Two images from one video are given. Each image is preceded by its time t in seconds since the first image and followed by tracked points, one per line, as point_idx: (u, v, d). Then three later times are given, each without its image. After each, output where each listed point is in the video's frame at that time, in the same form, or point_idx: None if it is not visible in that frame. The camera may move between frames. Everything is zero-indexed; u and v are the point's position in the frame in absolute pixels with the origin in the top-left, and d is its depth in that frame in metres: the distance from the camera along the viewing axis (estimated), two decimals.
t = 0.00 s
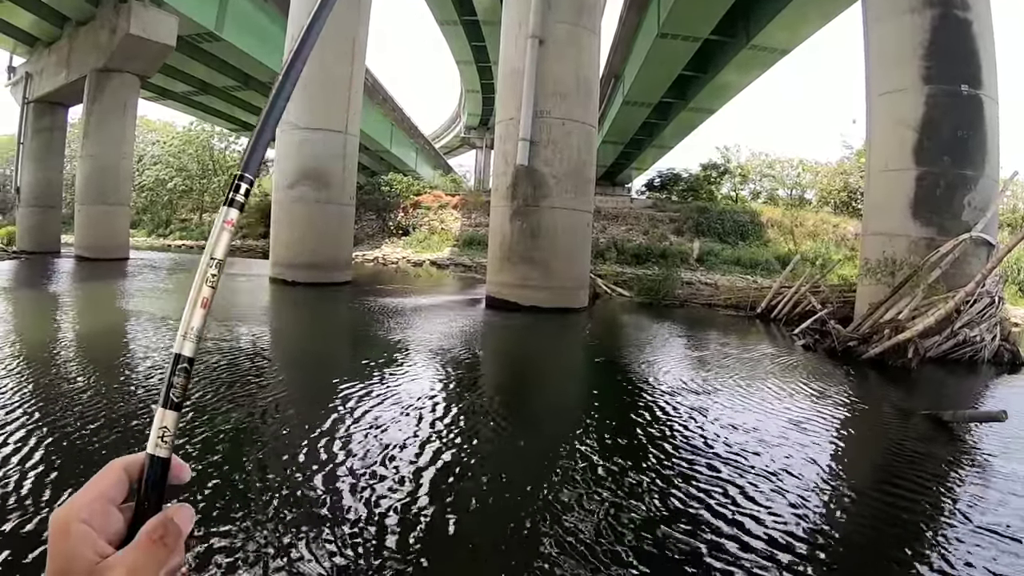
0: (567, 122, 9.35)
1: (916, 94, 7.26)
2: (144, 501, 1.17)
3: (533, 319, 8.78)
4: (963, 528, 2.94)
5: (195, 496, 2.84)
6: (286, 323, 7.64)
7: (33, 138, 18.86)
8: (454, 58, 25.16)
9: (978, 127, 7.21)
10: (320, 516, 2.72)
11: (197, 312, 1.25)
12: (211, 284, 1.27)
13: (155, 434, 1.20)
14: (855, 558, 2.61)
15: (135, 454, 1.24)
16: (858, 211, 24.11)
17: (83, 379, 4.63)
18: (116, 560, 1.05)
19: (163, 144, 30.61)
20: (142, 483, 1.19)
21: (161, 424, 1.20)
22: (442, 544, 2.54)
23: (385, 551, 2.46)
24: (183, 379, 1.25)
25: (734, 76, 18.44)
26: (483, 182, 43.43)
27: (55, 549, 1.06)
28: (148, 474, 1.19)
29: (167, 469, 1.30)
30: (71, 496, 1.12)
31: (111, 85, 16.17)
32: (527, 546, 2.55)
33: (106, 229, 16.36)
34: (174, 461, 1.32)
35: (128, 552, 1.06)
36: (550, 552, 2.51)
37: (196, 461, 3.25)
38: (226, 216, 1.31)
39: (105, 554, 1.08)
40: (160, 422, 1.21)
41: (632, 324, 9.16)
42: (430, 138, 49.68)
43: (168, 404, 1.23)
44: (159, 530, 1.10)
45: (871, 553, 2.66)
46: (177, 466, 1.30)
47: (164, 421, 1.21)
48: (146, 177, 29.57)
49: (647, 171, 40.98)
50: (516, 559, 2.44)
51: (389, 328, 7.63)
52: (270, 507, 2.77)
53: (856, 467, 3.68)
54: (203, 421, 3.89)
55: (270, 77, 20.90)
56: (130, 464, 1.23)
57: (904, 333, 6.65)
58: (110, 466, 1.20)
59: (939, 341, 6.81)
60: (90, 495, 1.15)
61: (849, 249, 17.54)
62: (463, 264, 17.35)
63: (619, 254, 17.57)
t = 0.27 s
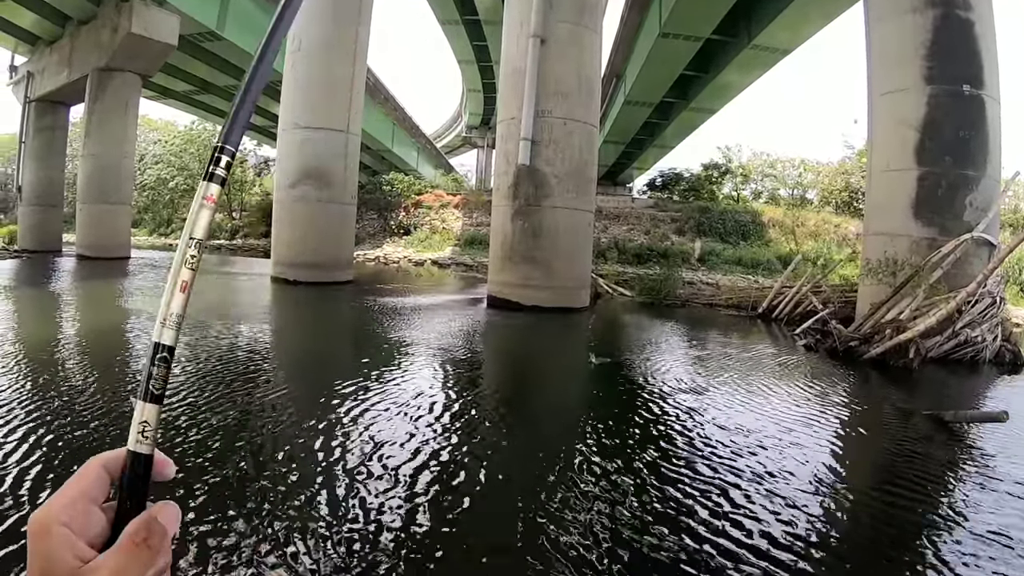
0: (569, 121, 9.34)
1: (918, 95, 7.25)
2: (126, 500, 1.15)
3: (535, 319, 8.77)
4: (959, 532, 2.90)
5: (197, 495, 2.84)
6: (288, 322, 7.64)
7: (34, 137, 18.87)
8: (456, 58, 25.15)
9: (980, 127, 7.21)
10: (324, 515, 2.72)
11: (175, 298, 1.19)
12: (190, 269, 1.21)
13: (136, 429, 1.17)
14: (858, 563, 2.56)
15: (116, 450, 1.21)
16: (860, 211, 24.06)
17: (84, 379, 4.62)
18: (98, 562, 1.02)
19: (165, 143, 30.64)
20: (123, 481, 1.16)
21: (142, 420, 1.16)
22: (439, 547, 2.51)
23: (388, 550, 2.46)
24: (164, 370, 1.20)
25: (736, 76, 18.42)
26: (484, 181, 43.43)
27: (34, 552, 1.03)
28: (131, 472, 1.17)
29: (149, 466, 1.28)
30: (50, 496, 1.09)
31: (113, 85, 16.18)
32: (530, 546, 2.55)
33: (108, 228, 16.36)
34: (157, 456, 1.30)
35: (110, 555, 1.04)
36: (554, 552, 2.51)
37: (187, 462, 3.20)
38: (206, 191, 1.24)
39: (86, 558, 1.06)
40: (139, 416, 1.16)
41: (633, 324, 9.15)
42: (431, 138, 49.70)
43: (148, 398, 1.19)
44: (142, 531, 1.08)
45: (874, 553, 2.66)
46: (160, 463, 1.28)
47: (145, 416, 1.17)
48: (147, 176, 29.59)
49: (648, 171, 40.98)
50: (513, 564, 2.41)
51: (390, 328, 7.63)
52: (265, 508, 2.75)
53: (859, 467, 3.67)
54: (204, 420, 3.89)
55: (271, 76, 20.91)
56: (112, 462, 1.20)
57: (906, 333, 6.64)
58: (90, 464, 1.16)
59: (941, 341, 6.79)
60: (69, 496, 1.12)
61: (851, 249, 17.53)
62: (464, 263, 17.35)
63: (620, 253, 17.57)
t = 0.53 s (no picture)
0: (572, 121, 9.34)
1: (922, 96, 7.24)
2: (119, 504, 1.14)
3: (538, 319, 8.78)
4: (957, 537, 2.86)
5: (200, 493, 2.86)
6: (291, 321, 7.66)
7: (38, 136, 18.93)
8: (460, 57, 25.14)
9: (984, 129, 7.18)
10: (326, 513, 2.74)
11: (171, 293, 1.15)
12: (186, 262, 1.17)
13: (130, 431, 1.14)
14: (855, 569, 2.53)
15: (109, 454, 1.20)
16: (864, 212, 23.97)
17: (88, 377, 4.64)
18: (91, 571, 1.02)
19: (168, 142, 30.70)
20: (117, 485, 1.14)
21: (132, 425, 1.12)
22: (431, 549, 2.49)
23: (390, 548, 2.48)
24: (158, 368, 1.16)
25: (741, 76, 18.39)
26: (488, 181, 43.42)
27: (29, 556, 1.03)
28: (124, 477, 1.15)
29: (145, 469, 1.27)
30: (42, 502, 1.09)
31: (117, 84, 16.23)
32: (532, 544, 2.56)
33: (111, 226, 16.40)
34: (155, 459, 1.29)
35: (104, 562, 1.04)
36: (556, 550, 2.52)
37: (186, 462, 3.21)
38: (201, 179, 1.21)
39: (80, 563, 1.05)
40: (134, 418, 1.13)
41: (636, 324, 9.15)
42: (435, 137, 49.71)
43: (141, 396, 1.15)
44: (136, 537, 1.07)
45: (875, 553, 2.67)
46: (155, 468, 1.26)
47: (136, 419, 1.13)
48: (151, 175, 29.67)
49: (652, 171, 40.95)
50: (505, 566, 2.39)
51: (392, 327, 7.63)
52: (265, 507, 2.76)
53: (861, 467, 3.68)
54: (208, 419, 3.90)
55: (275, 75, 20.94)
56: (106, 464, 1.19)
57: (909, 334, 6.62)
58: (84, 466, 1.15)
59: (944, 342, 6.77)
60: (64, 501, 1.13)
61: (855, 250, 17.48)
62: (467, 263, 17.35)
63: (623, 253, 17.55)
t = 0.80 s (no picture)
0: (577, 121, 9.34)
1: (927, 97, 7.21)
2: (127, 517, 1.13)
3: (541, 319, 8.77)
4: (962, 540, 2.84)
5: (203, 492, 2.85)
6: (294, 320, 7.66)
7: (42, 134, 18.98)
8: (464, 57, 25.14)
9: (989, 130, 7.16)
10: (329, 512, 2.73)
11: (182, 308, 1.15)
12: (194, 278, 1.18)
13: (138, 443, 1.14)
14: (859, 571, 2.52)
15: (118, 465, 1.19)
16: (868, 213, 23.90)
17: (91, 375, 4.65)
18: None
19: (172, 140, 30.76)
20: (124, 498, 1.14)
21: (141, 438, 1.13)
22: (429, 550, 2.48)
23: (393, 548, 2.47)
24: (164, 381, 1.15)
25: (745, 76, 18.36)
26: (491, 180, 43.43)
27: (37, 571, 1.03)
28: (131, 489, 1.15)
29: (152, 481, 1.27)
30: (48, 515, 1.09)
31: (122, 82, 16.28)
32: (535, 544, 2.55)
33: (115, 224, 16.45)
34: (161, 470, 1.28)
35: None
36: (559, 551, 2.51)
37: (189, 461, 3.21)
38: (211, 195, 1.19)
39: None
40: (141, 431, 1.13)
41: (639, 324, 9.13)
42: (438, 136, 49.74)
43: (147, 410, 1.15)
44: (144, 550, 1.07)
45: (880, 555, 2.65)
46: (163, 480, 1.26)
47: (145, 433, 1.13)
48: (155, 173, 29.73)
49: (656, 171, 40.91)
50: (503, 568, 2.37)
51: (395, 326, 7.63)
52: (269, 506, 2.76)
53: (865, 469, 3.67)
54: (212, 417, 3.90)
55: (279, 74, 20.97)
56: (113, 476, 1.19)
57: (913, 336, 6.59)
58: (91, 478, 1.15)
59: (948, 344, 6.74)
60: (73, 512, 1.12)
61: (859, 251, 17.43)
62: (470, 262, 17.36)
63: (627, 253, 17.53)
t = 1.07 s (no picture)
0: (580, 119, 9.32)
1: (931, 96, 7.17)
2: (106, 515, 1.14)
3: (545, 317, 8.77)
4: (963, 542, 2.82)
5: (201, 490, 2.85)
6: (296, 317, 7.68)
7: (46, 130, 19.02)
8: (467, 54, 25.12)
9: (994, 130, 7.12)
10: (328, 510, 2.73)
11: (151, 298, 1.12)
12: (166, 260, 1.15)
13: (113, 442, 1.14)
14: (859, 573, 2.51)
15: (93, 461, 1.20)
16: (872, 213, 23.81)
17: (93, 371, 4.66)
18: None
19: (176, 137, 30.83)
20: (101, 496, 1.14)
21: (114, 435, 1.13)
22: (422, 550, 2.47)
23: (391, 547, 2.47)
24: (140, 372, 1.14)
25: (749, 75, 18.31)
26: (495, 178, 43.42)
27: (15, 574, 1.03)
28: (109, 486, 1.15)
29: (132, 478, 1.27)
30: (26, 518, 1.09)
31: (126, 79, 16.31)
32: (534, 544, 2.55)
33: (118, 221, 16.50)
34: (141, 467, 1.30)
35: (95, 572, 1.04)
36: (557, 552, 2.51)
37: (190, 457, 3.22)
38: (181, 164, 1.15)
39: None
40: (116, 429, 1.13)
41: (642, 323, 9.13)
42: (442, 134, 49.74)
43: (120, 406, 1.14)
44: (125, 547, 1.08)
45: (881, 557, 2.64)
46: (141, 475, 1.28)
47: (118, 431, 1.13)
48: (159, 170, 29.80)
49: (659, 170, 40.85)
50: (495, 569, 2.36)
51: (397, 323, 7.64)
52: (268, 504, 2.75)
53: (866, 469, 3.65)
54: (212, 414, 3.90)
55: (283, 71, 21.00)
56: (91, 475, 1.19)
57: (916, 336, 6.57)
58: (68, 478, 1.15)
59: (951, 344, 6.72)
60: (52, 513, 1.13)
61: (863, 250, 17.38)
62: (473, 259, 17.37)
63: (630, 252, 17.52)
